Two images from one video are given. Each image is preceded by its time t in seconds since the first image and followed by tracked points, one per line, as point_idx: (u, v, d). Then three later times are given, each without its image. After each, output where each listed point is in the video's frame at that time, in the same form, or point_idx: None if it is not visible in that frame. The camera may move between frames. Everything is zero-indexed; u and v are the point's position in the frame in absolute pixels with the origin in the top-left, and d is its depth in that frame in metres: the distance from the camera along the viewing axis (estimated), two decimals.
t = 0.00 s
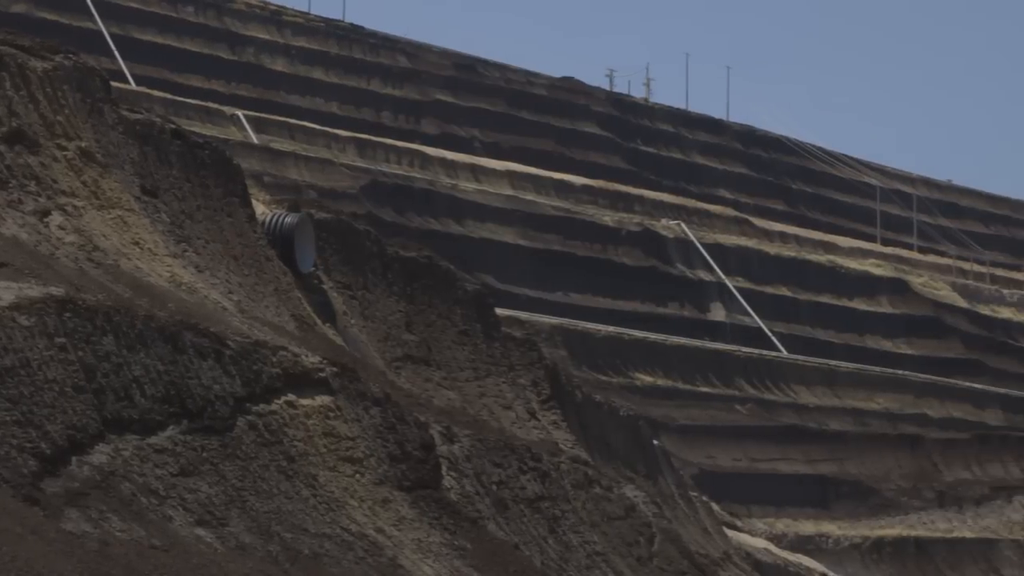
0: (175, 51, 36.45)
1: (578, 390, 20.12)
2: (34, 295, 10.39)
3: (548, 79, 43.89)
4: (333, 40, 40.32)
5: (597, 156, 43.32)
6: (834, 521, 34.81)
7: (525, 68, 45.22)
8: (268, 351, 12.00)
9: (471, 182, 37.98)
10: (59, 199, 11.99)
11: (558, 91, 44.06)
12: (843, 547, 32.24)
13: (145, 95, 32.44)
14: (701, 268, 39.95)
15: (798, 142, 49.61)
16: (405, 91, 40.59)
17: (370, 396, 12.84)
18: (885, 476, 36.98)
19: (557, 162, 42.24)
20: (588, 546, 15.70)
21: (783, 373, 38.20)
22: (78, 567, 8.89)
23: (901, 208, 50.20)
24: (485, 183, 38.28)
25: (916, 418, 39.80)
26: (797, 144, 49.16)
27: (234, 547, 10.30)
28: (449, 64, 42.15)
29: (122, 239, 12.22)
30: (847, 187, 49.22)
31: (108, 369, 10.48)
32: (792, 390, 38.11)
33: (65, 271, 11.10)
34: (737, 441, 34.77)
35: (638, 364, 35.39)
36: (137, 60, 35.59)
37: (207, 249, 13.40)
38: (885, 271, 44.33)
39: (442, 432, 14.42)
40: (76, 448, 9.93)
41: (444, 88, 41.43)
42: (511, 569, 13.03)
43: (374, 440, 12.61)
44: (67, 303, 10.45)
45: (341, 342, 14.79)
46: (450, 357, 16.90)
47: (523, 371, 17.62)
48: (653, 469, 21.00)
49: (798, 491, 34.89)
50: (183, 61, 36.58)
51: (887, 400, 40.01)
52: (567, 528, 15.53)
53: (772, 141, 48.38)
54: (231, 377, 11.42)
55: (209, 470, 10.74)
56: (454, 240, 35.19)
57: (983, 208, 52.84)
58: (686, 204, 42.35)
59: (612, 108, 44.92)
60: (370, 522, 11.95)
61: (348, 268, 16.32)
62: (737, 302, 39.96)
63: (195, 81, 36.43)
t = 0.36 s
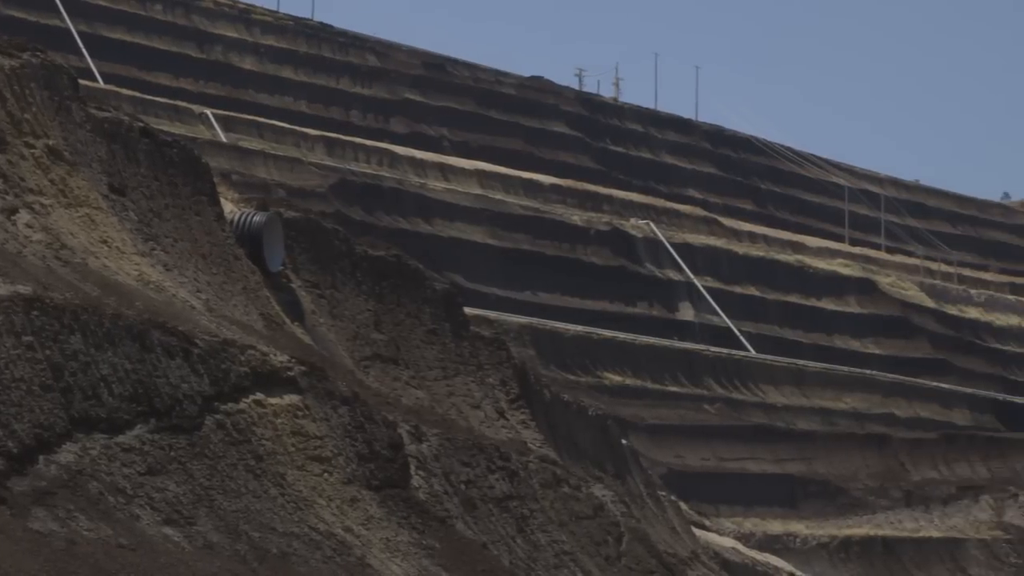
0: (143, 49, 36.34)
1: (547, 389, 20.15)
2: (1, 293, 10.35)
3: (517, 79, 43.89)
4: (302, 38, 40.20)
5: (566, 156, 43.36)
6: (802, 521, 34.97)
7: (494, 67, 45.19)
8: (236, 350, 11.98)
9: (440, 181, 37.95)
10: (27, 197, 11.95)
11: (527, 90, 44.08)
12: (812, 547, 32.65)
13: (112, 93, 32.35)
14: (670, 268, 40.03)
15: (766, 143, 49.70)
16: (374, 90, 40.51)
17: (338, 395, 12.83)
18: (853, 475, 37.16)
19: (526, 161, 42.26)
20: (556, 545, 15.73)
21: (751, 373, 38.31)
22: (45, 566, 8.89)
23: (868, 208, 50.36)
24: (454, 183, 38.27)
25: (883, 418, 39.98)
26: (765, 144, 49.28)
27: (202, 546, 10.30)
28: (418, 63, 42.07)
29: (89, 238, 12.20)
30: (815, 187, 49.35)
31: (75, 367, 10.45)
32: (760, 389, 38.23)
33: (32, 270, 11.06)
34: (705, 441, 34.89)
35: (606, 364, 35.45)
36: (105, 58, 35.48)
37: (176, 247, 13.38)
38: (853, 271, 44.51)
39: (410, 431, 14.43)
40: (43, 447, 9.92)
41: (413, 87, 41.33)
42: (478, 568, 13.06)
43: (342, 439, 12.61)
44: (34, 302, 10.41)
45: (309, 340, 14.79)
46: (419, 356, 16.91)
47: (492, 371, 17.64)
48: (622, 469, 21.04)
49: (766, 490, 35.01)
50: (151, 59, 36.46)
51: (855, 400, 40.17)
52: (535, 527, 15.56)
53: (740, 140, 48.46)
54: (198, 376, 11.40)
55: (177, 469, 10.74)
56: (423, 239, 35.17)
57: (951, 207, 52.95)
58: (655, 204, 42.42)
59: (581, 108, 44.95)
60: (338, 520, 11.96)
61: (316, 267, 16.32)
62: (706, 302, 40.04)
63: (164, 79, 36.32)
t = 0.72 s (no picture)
0: (108, 47, 36.23)
1: (512, 388, 20.18)
2: None
3: (483, 78, 43.93)
4: (268, 37, 40.10)
5: (532, 156, 43.40)
6: (767, 521, 35.11)
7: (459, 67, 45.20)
8: (201, 349, 11.95)
9: (406, 180, 37.91)
10: None
11: (492, 90, 44.12)
12: (777, 546, 33.05)
13: (77, 92, 32.25)
14: (635, 268, 40.11)
15: (732, 143, 49.84)
16: (340, 89, 40.45)
17: (303, 394, 12.81)
18: (817, 476, 37.34)
19: (492, 161, 42.28)
20: (521, 545, 15.75)
21: (716, 373, 38.42)
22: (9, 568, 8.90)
23: (833, 209, 50.57)
24: (420, 182, 38.21)
25: (847, 418, 40.15)
26: (730, 145, 49.42)
27: (166, 546, 10.31)
28: (384, 62, 42.00)
29: (54, 237, 12.18)
30: (780, 188, 49.52)
31: (40, 366, 10.40)
32: (725, 390, 38.34)
33: None
34: (671, 441, 35.02)
35: (573, 364, 35.50)
36: (70, 57, 35.36)
37: (141, 247, 13.35)
38: (818, 271, 44.71)
39: (375, 431, 14.45)
40: (8, 446, 9.90)
41: (379, 86, 41.27)
42: (443, 567, 13.10)
43: (307, 438, 12.60)
44: None
45: (274, 340, 14.80)
46: (384, 356, 16.92)
47: (457, 370, 17.65)
48: (588, 469, 21.09)
49: (731, 490, 35.14)
50: (116, 57, 36.35)
51: (819, 400, 40.33)
52: (500, 526, 15.59)
53: (704, 140, 48.56)
54: (163, 376, 11.36)
55: (141, 468, 10.72)
56: (387, 240, 35.15)
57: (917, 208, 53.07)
58: (621, 204, 42.48)
59: (547, 108, 45.01)
60: (303, 520, 11.96)
61: (282, 267, 16.30)
62: (671, 302, 40.13)
63: (129, 77, 36.22)
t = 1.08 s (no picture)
0: (77, 46, 36.15)
1: (482, 388, 20.20)
2: None
3: (454, 78, 43.91)
4: (238, 36, 40.00)
5: (502, 156, 43.41)
6: (737, 521, 35.24)
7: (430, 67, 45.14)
8: (170, 349, 11.92)
9: (377, 180, 37.87)
10: None
11: (463, 90, 44.08)
12: (746, 546, 33.41)
13: (47, 91, 32.16)
14: (605, 268, 40.16)
15: (702, 144, 49.89)
16: (312, 88, 40.36)
17: (273, 394, 12.77)
18: (787, 475, 37.47)
19: (463, 161, 42.25)
20: (491, 545, 15.77)
21: (686, 373, 38.51)
22: None
23: (804, 210, 50.71)
24: (391, 182, 38.17)
25: (817, 418, 40.28)
26: (701, 145, 49.47)
27: (135, 545, 10.32)
28: (355, 62, 41.89)
29: (23, 235, 12.17)
30: (751, 188, 49.61)
31: (9, 365, 10.43)
32: (695, 390, 38.42)
33: None
34: (641, 441, 35.13)
35: (543, 364, 35.57)
36: (39, 55, 35.26)
37: (110, 245, 13.35)
38: (788, 271, 44.85)
39: (345, 431, 14.49)
40: None
41: (351, 85, 41.19)
42: (413, 567, 13.11)
43: (277, 438, 12.59)
44: None
45: (243, 339, 14.80)
46: (354, 355, 16.95)
47: (427, 370, 17.63)
48: (557, 468, 21.15)
49: (702, 490, 35.23)
50: (85, 56, 36.26)
51: (790, 400, 40.43)
52: (470, 526, 15.61)
53: (674, 140, 48.59)
54: (132, 375, 11.34)
55: (110, 468, 10.73)
56: (357, 242, 35.14)
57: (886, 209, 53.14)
58: (591, 204, 42.52)
59: (518, 108, 44.98)
60: (273, 520, 11.96)
61: (252, 266, 16.29)
62: (641, 302, 40.19)
63: (98, 76, 36.12)
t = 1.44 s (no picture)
0: (47, 44, 36.04)
1: (453, 388, 20.22)
2: None
3: (425, 78, 43.85)
4: (209, 35, 39.88)
5: (474, 156, 43.40)
6: (707, 521, 35.37)
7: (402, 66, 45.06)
8: (141, 348, 11.93)
9: (348, 179, 37.81)
10: None
11: (434, 89, 44.02)
12: (717, 546, 33.57)
13: (16, 89, 32.07)
14: (576, 268, 40.17)
15: (673, 144, 49.93)
16: (283, 87, 40.26)
17: (243, 393, 12.75)
18: (757, 475, 37.64)
19: (434, 161, 42.21)
20: (461, 545, 15.80)
21: (657, 373, 38.60)
22: None
23: (775, 210, 50.84)
24: (362, 181, 38.12)
25: (787, 419, 40.40)
26: (672, 145, 49.51)
27: (104, 545, 10.43)
28: (326, 61, 41.80)
29: None
30: (722, 189, 49.68)
31: None
32: (666, 390, 38.52)
33: None
34: (612, 441, 35.23)
35: (514, 364, 35.62)
36: (9, 54, 35.15)
37: (81, 244, 13.35)
38: (758, 272, 44.97)
39: (316, 430, 14.53)
40: None
41: (322, 84, 41.09)
42: (384, 567, 13.11)
43: (248, 437, 12.59)
44: None
45: (214, 339, 14.81)
46: (325, 355, 16.96)
47: (398, 370, 17.66)
48: (528, 468, 21.20)
49: (672, 490, 35.33)
50: (55, 53, 36.14)
51: (760, 400, 40.53)
52: (440, 526, 15.63)
53: (645, 140, 48.59)
54: (102, 374, 11.43)
55: (80, 467, 10.85)
56: (328, 241, 35.07)
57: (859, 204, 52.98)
58: (562, 203, 42.54)
59: (489, 107, 44.95)
60: (243, 520, 11.95)
61: (223, 265, 16.31)
62: (612, 302, 40.22)
63: (68, 74, 36.00)
